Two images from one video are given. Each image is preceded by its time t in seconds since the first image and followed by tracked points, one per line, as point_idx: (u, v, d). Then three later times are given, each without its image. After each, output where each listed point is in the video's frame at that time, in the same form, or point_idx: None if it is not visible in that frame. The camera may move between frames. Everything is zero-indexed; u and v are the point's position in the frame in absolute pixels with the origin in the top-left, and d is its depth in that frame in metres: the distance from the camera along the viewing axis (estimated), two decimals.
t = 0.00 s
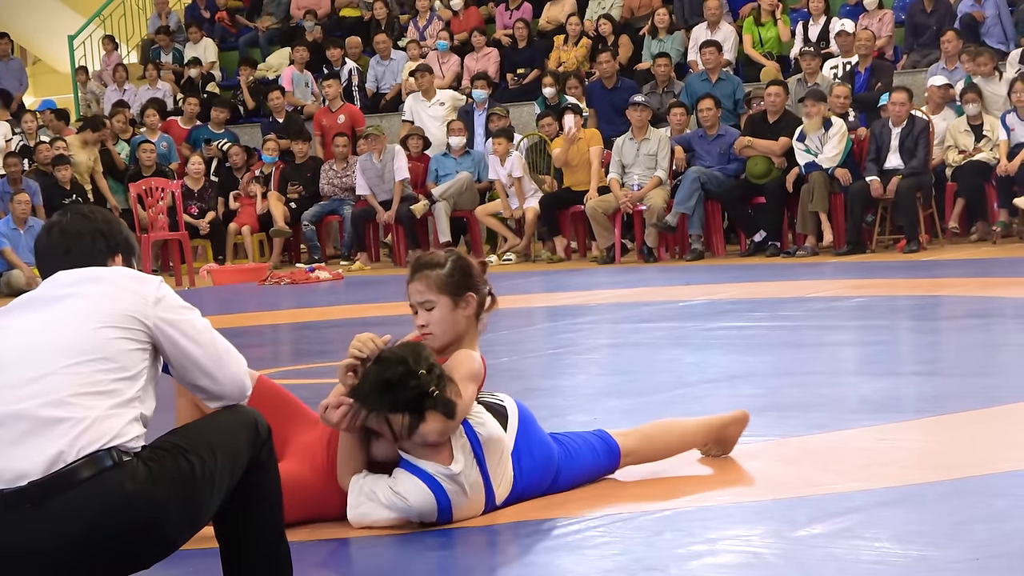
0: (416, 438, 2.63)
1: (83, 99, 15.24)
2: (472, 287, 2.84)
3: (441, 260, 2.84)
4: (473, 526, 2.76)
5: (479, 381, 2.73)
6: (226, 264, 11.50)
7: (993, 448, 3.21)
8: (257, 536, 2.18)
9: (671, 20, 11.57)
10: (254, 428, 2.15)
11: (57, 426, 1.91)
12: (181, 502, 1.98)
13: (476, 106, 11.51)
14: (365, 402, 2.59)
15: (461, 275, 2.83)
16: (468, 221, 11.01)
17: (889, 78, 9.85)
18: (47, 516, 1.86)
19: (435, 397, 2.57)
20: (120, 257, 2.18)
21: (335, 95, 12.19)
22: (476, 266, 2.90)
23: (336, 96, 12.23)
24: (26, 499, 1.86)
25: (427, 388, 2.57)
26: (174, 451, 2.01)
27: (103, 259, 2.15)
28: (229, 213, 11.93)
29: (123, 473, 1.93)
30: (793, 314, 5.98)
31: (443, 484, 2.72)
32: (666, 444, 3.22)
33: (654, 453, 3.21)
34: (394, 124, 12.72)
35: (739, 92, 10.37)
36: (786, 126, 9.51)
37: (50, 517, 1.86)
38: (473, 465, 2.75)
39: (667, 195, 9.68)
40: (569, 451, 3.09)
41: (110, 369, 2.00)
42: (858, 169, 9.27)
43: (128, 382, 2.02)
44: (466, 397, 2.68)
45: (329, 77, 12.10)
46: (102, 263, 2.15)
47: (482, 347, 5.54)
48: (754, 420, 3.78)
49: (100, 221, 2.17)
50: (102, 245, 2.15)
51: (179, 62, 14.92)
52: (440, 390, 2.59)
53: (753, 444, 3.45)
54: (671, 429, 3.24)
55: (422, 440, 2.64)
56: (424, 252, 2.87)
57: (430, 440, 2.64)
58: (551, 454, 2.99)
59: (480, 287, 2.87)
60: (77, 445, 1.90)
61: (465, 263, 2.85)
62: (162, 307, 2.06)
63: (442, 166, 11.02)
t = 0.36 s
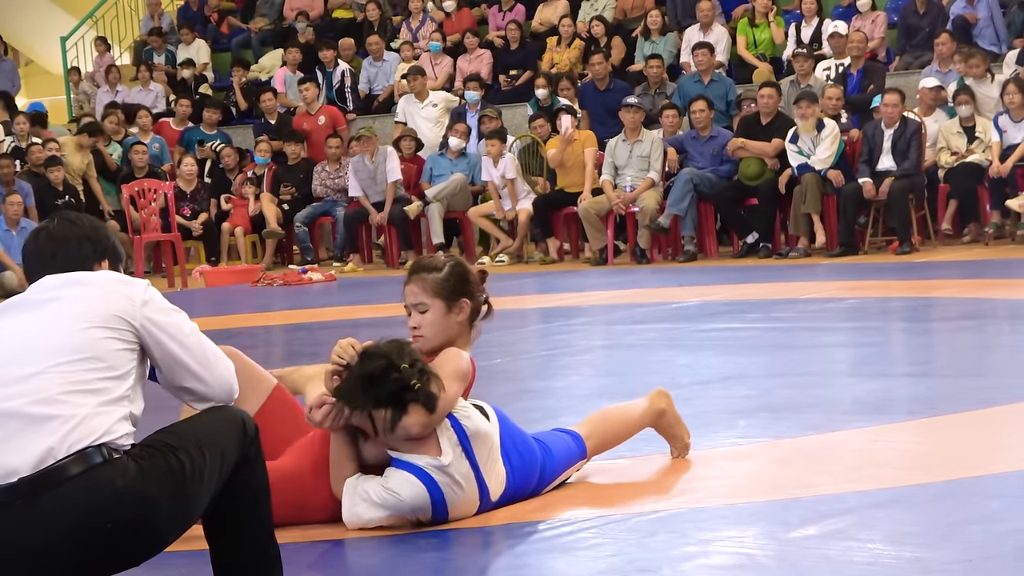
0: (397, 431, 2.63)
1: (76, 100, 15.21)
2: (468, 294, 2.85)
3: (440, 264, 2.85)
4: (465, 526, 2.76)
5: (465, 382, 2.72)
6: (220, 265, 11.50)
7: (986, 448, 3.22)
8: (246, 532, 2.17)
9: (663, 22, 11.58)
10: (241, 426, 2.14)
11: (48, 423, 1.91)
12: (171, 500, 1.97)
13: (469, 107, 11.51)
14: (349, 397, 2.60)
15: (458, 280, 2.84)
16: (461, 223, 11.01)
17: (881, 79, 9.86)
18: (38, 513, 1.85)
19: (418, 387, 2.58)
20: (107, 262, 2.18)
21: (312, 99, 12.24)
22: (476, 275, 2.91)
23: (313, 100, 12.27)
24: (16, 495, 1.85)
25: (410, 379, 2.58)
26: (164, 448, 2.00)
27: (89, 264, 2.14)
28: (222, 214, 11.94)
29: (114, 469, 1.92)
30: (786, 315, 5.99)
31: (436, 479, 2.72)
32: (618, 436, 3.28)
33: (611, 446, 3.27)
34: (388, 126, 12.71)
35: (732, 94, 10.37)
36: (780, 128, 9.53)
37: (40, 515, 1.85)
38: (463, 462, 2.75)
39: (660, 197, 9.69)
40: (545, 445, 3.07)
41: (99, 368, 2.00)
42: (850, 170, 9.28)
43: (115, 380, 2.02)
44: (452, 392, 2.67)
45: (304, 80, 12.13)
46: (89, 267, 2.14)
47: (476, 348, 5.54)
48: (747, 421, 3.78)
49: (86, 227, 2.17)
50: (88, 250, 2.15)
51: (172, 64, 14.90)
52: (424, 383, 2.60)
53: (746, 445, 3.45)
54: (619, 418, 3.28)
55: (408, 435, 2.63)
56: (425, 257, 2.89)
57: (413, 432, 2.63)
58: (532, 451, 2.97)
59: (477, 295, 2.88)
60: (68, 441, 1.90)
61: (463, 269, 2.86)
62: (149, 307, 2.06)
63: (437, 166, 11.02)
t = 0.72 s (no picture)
0: (368, 461, 2.71)
1: (76, 100, 15.21)
2: (457, 300, 2.76)
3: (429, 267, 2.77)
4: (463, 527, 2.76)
5: (445, 399, 2.70)
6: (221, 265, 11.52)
7: (986, 449, 3.22)
8: (246, 532, 2.17)
9: (663, 22, 11.58)
10: (244, 428, 2.13)
11: (46, 421, 1.91)
12: (169, 499, 1.97)
13: (470, 107, 11.50)
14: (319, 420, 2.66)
15: (447, 285, 2.75)
16: (461, 223, 11.02)
17: (881, 79, 9.87)
18: (34, 511, 1.85)
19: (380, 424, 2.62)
20: (113, 273, 2.19)
21: (302, 101, 12.21)
22: (472, 270, 2.81)
23: (305, 102, 12.25)
24: (11, 492, 1.85)
25: (373, 414, 2.63)
26: (161, 449, 2.00)
27: (95, 274, 2.14)
28: (222, 215, 11.94)
29: (110, 467, 1.92)
30: (785, 315, 5.99)
31: (405, 495, 2.73)
32: (625, 431, 3.29)
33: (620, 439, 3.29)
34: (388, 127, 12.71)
35: (731, 94, 10.38)
36: (780, 128, 9.54)
37: (36, 512, 1.85)
38: (441, 476, 2.74)
39: (660, 197, 9.69)
40: (554, 434, 3.10)
41: (99, 370, 2.00)
42: (851, 171, 9.29)
43: (116, 382, 2.02)
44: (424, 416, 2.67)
45: (294, 83, 12.10)
46: (95, 277, 2.15)
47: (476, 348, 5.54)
48: (747, 422, 3.78)
49: (92, 237, 2.17)
50: (95, 260, 2.15)
51: (172, 64, 14.90)
52: (387, 416, 2.64)
53: (747, 446, 3.45)
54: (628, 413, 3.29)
55: (375, 460, 2.70)
56: (414, 257, 2.80)
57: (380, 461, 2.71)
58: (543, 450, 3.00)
59: (469, 296, 2.78)
60: (64, 439, 1.90)
61: (451, 271, 2.76)
62: (151, 318, 2.05)
63: (437, 166, 11.03)
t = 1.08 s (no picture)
0: (403, 458, 2.68)
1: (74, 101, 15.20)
2: (488, 304, 2.69)
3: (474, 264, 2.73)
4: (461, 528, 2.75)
5: (485, 397, 2.67)
6: (220, 265, 11.52)
7: (985, 448, 3.22)
8: (245, 533, 2.17)
9: (662, 23, 11.57)
10: (246, 430, 2.13)
11: (44, 418, 1.91)
12: (164, 499, 1.97)
13: (468, 108, 11.50)
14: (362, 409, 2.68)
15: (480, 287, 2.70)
16: (460, 223, 11.02)
17: (880, 80, 9.87)
18: (29, 508, 1.85)
19: (409, 416, 2.60)
20: (127, 277, 2.20)
21: (302, 102, 12.19)
22: (516, 278, 2.70)
23: (305, 102, 12.24)
24: (7, 489, 1.85)
25: (404, 405, 2.61)
26: (157, 449, 2.00)
27: (108, 277, 2.16)
28: (221, 215, 11.94)
29: (106, 466, 1.92)
30: (785, 315, 5.99)
31: (427, 497, 2.70)
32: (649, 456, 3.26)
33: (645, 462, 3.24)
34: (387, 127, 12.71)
35: (730, 94, 10.38)
36: (779, 128, 9.52)
37: (31, 510, 1.85)
38: (467, 482, 2.70)
39: (659, 197, 9.69)
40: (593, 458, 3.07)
41: (101, 369, 2.00)
42: (849, 171, 9.28)
43: (117, 382, 2.02)
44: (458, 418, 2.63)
45: (293, 83, 12.09)
46: (108, 279, 2.16)
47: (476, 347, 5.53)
48: (747, 422, 3.78)
49: (106, 241, 2.18)
50: (107, 263, 2.16)
51: (171, 64, 14.89)
52: (421, 410, 2.61)
53: (746, 446, 3.45)
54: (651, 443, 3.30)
55: (410, 457, 2.67)
56: (473, 250, 2.77)
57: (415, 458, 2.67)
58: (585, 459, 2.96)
59: (501, 305, 2.70)
60: (61, 437, 1.90)
61: (486, 276, 2.69)
62: (157, 319, 2.06)
63: (435, 166, 11.03)
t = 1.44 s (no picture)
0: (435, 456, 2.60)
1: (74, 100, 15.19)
2: (548, 302, 2.64)
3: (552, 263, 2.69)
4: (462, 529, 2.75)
5: (524, 403, 2.58)
6: (220, 264, 11.52)
7: (986, 448, 3.22)
8: (245, 535, 2.17)
9: (661, 22, 11.56)
10: (248, 434, 2.13)
11: (46, 424, 1.91)
12: (164, 505, 1.97)
13: (468, 107, 11.48)
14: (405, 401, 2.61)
15: (546, 284, 2.65)
16: (459, 223, 11.04)
17: (880, 79, 9.87)
18: (28, 514, 1.84)
19: (444, 415, 2.51)
20: (133, 281, 2.20)
21: (304, 101, 12.21)
22: (581, 285, 2.64)
23: (306, 102, 12.25)
24: (7, 495, 1.84)
25: (442, 404, 2.52)
26: (157, 455, 2.00)
27: (114, 281, 2.15)
28: (221, 215, 11.95)
29: (106, 473, 1.92)
30: (785, 315, 5.99)
31: (441, 493, 2.69)
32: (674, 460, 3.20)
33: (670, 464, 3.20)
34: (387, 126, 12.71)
35: (730, 94, 10.38)
36: (779, 128, 9.52)
37: (31, 517, 1.84)
38: (484, 496, 2.66)
39: (659, 197, 9.69)
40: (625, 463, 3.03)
41: (104, 375, 2.01)
42: (850, 171, 9.27)
43: (120, 388, 2.03)
44: (493, 424, 2.54)
45: (296, 82, 12.12)
46: (114, 283, 2.16)
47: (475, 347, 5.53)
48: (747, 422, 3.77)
49: (112, 244, 2.17)
50: (113, 267, 2.16)
51: (171, 64, 14.88)
52: (457, 411, 2.52)
53: (748, 446, 3.45)
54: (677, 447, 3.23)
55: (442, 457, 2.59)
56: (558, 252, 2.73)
57: (445, 458, 2.59)
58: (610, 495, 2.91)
59: (560, 307, 2.62)
60: (62, 443, 1.90)
61: (556, 275, 2.64)
62: (161, 323, 2.07)
63: (436, 166, 11.03)
